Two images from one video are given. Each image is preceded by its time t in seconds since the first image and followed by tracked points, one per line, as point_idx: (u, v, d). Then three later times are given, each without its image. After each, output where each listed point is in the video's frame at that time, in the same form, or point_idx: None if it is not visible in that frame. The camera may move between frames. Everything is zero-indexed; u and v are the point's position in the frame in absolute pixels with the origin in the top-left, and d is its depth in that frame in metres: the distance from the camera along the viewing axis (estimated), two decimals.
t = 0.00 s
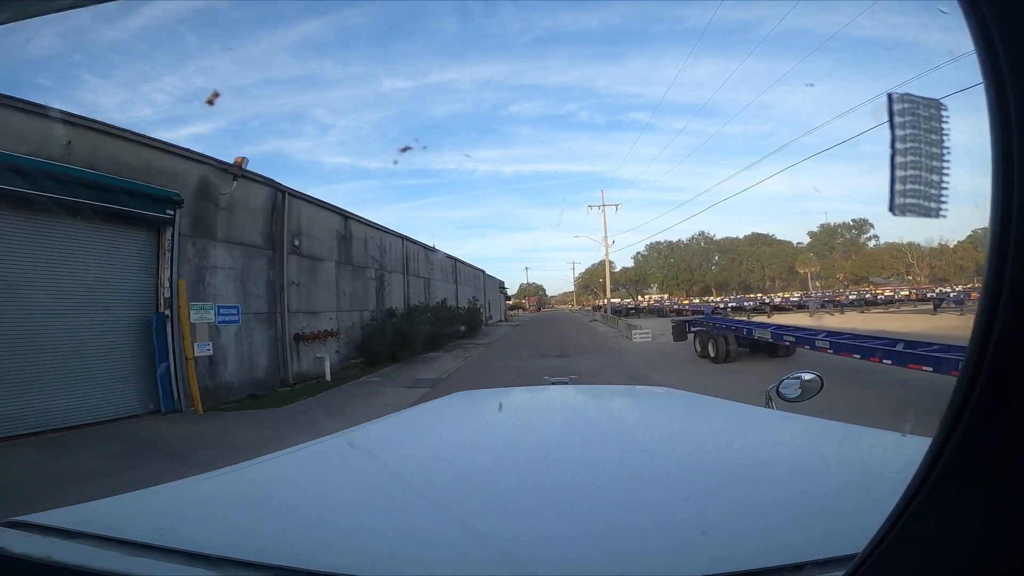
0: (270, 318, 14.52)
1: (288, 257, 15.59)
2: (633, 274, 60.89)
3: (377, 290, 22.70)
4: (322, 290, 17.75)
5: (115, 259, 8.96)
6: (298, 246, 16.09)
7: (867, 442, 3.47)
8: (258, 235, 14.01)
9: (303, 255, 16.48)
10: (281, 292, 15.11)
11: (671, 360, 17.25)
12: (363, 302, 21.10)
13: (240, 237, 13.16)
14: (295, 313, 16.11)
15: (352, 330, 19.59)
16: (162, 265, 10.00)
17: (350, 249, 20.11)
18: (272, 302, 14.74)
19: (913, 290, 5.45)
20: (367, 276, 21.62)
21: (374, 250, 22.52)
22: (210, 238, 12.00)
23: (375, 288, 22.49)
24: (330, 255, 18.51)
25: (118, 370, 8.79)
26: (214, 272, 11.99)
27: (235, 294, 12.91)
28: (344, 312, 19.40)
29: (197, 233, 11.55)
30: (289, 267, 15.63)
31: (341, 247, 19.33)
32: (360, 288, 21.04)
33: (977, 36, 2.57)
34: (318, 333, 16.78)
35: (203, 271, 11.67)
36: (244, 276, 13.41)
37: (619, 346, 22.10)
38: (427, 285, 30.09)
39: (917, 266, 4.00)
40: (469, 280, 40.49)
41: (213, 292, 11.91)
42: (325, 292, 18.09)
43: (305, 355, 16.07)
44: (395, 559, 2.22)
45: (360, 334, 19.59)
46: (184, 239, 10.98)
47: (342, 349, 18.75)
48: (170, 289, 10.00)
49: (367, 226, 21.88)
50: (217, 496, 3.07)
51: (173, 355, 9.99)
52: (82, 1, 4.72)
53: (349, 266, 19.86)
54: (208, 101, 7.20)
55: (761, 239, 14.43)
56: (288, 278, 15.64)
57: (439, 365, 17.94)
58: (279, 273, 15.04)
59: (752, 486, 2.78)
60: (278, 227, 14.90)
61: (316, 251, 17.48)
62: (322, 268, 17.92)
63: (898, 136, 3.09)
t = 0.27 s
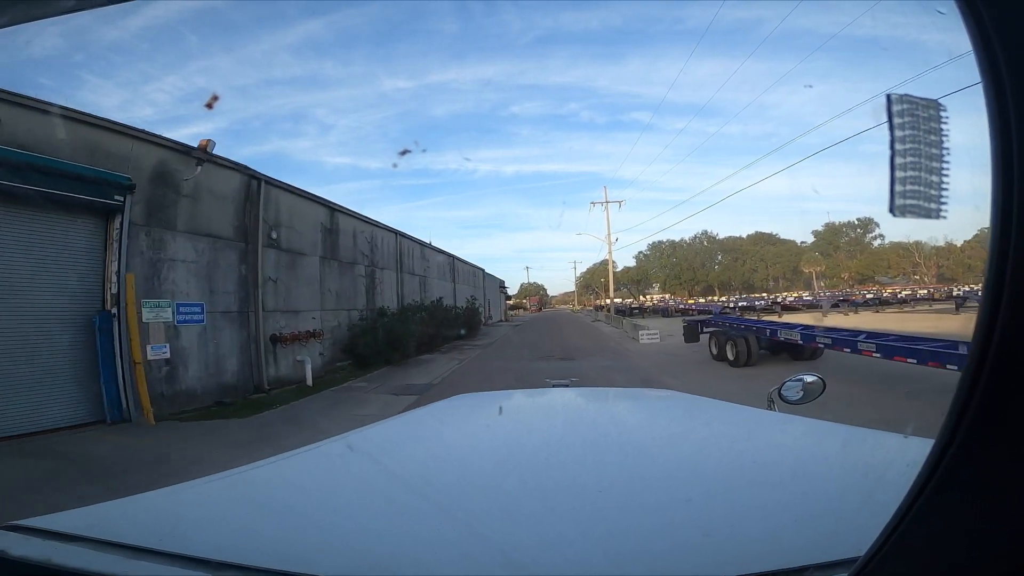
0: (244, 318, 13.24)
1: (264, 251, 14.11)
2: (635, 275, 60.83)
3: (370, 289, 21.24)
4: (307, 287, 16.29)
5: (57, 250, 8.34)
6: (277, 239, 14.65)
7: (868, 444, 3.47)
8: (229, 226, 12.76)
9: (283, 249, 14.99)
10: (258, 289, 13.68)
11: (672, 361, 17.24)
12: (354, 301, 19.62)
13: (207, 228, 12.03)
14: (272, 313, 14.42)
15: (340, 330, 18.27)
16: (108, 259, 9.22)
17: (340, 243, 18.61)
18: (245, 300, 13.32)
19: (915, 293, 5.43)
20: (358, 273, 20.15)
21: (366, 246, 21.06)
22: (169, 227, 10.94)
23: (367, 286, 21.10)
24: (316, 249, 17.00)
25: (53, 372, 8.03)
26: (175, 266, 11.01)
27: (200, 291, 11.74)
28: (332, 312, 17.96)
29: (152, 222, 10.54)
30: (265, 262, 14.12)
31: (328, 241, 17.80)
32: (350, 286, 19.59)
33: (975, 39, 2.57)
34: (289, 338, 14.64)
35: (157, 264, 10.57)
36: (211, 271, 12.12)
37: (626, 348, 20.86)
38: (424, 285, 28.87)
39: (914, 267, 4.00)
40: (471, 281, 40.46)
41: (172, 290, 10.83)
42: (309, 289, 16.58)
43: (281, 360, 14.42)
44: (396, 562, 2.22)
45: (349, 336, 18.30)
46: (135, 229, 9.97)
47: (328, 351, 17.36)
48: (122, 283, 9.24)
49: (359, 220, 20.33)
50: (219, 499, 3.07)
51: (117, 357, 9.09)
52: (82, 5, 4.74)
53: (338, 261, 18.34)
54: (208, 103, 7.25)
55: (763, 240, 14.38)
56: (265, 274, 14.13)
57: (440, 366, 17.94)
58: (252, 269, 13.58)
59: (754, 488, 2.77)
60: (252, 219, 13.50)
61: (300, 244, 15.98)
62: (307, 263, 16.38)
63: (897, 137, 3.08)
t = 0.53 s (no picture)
0: (212, 320, 11.97)
1: (236, 247, 12.93)
2: (637, 274, 60.73)
3: (358, 289, 20.11)
4: (285, 287, 15.14)
5: None
6: (250, 234, 13.44)
7: (871, 438, 3.47)
8: (194, 220, 11.38)
9: (258, 245, 13.81)
10: (228, 289, 12.50)
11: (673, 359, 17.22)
12: (340, 301, 18.49)
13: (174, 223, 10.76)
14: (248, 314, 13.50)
15: (325, 331, 17.23)
16: (46, 252, 7.34)
17: (324, 239, 17.47)
18: (212, 300, 12.03)
19: (918, 293, 5.41)
20: (345, 271, 18.98)
21: (354, 243, 19.88)
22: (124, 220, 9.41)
23: (355, 286, 19.95)
24: (296, 245, 15.81)
25: None
26: (133, 265, 9.52)
27: (156, 290, 10.16)
28: (315, 313, 16.81)
29: (100, 213, 8.90)
30: (236, 259, 12.93)
31: (309, 237, 16.66)
32: (336, 285, 18.45)
33: (975, 39, 2.57)
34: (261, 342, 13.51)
35: (106, 260, 8.96)
36: (174, 269, 10.78)
37: (633, 351, 19.66)
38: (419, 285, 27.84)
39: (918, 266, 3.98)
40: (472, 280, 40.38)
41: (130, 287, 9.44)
42: (288, 289, 15.43)
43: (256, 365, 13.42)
44: (401, 561, 2.24)
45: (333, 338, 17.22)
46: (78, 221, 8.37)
47: (310, 355, 16.23)
48: None
49: (346, 215, 19.19)
50: (223, 500, 3.08)
51: (50, 359, 7.29)
52: (78, 6, 4.74)
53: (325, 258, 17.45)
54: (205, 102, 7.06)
55: (765, 238, 14.34)
56: (236, 272, 12.97)
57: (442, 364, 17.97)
58: (222, 267, 12.35)
59: (757, 485, 2.78)
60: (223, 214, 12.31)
61: (276, 239, 14.77)
62: (285, 260, 15.23)
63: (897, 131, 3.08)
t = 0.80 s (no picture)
0: (171, 323, 10.43)
1: (198, 240, 11.43)
2: (638, 274, 60.60)
3: (345, 289, 18.84)
4: (261, 287, 13.81)
5: None
6: (221, 227, 12.18)
7: (871, 443, 3.46)
8: (150, 211, 9.75)
9: (230, 239, 12.51)
10: (189, 288, 11.00)
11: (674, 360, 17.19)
12: (325, 301, 17.22)
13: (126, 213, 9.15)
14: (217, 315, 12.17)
15: (308, 334, 15.95)
16: None
17: (308, 235, 16.19)
18: (171, 300, 10.52)
19: (925, 293, 5.35)
20: (331, 270, 17.69)
21: (343, 239, 18.70)
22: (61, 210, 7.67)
23: (343, 285, 18.72)
24: (276, 240, 14.54)
25: None
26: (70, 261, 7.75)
27: (103, 290, 8.38)
28: (296, 314, 15.53)
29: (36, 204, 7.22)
30: (205, 255, 11.66)
31: (292, 232, 15.36)
32: (321, 284, 17.18)
33: (983, 42, 2.55)
34: (228, 348, 12.04)
35: (41, 255, 7.21)
36: (121, 265, 9.00)
37: (640, 356, 18.37)
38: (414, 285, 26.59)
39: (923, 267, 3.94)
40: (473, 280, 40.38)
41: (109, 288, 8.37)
42: (264, 288, 14.12)
43: (223, 372, 11.93)
44: (399, 560, 2.23)
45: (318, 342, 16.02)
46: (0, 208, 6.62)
47: (291, 360, 14.95)
48: None
49: (332, 209, 17.94)
50: (220, 497, 3.07)
51: None
52: (84, 2, 4.73)
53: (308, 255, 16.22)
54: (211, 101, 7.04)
55: (768, 240, 14.32)
56: (202, 269, 11.60)
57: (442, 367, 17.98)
58: (183, 263, 10.80)
59: (758, 488, 2.76)
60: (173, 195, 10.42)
61: (256, 234, 13.60)
62: (262, 257, 13.94)
63: (903, 136, 3.07)
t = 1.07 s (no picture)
0: (122, 325, 9.80)
1: (157, 232, 10.59)
2: (640, 274, 60.55)
3: (328, 289, 17.83)
4: (233, 286, 12.80)
5: None
6: (184, 219, 11.28)
7: (872, 445, 3.45)
8: (100, 203, 9.41)
9: (195, 233, 11.60)
10: (145, 286, 10.16)
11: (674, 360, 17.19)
12: (306, 301, 16.21)
13: (59, 204, 8.73)
14: (177, 317, 11.11)
15: (286, 338, 14.85)
16: None
17: (286, 231, 15.28)
18: (122, 300, 9.84)
19: (930, 293, 5.31)
20: (313, 267, 16.70)
21: (326, 236, 17.81)
22: None
23: (327, 284, 17.75)
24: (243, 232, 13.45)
25: None
26: None
27: (39, 285, 8.32)
28: (273, 315, 14.46)
29: None
30: (163, 249, 10.73)
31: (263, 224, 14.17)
32: (301, 283, 16.14)
33: (988, 43, 2.55)
34: (188, 352, 11.04)
35: None
36: (60, 260, 8.71)
37: (645, 360, 17.36)
38: (405, 286, 25.53)
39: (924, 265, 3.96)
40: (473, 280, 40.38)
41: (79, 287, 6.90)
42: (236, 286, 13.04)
43: (184, 380, 10.94)
44: (400, 559, 2.23)
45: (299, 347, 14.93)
46: None
47: (265, 364, 13.88)
48: None
49: (315, 202, 16.96)
50: (221, 496, 3.07)
51: None
52: (88, 1, 4.73)
53: (288, 252, 15.32)
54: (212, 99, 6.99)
55: (770, 240, 14.31)
56: (161, 266, 10.69)
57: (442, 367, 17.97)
58: (136, 260, 10.02)
59: (759, 488, 2.76)
60: (125, 186, 9.87)
61: (228, 228, 12.66)
62: (236, 253, 12.95)
63: (907, 138, 3.06)
